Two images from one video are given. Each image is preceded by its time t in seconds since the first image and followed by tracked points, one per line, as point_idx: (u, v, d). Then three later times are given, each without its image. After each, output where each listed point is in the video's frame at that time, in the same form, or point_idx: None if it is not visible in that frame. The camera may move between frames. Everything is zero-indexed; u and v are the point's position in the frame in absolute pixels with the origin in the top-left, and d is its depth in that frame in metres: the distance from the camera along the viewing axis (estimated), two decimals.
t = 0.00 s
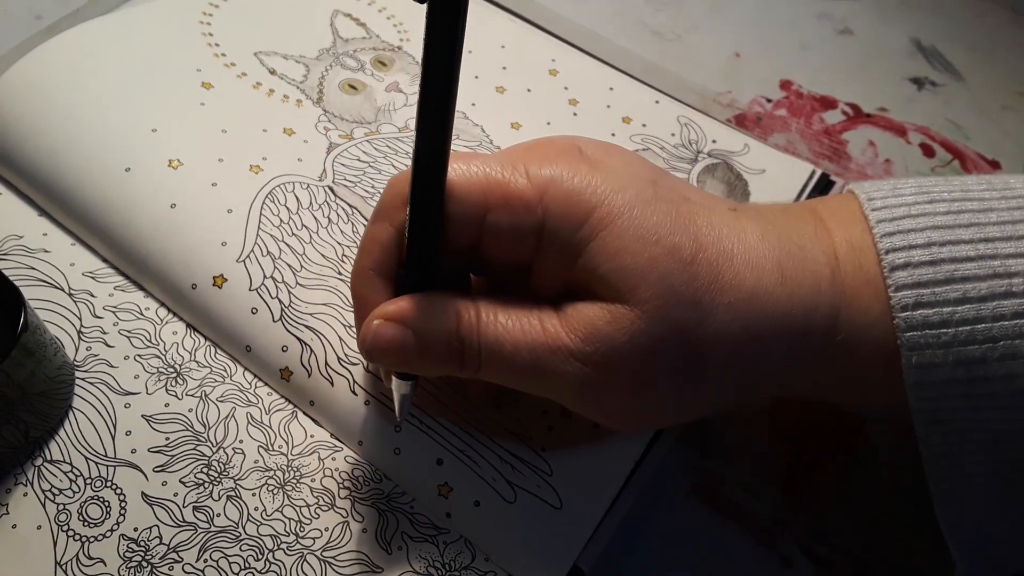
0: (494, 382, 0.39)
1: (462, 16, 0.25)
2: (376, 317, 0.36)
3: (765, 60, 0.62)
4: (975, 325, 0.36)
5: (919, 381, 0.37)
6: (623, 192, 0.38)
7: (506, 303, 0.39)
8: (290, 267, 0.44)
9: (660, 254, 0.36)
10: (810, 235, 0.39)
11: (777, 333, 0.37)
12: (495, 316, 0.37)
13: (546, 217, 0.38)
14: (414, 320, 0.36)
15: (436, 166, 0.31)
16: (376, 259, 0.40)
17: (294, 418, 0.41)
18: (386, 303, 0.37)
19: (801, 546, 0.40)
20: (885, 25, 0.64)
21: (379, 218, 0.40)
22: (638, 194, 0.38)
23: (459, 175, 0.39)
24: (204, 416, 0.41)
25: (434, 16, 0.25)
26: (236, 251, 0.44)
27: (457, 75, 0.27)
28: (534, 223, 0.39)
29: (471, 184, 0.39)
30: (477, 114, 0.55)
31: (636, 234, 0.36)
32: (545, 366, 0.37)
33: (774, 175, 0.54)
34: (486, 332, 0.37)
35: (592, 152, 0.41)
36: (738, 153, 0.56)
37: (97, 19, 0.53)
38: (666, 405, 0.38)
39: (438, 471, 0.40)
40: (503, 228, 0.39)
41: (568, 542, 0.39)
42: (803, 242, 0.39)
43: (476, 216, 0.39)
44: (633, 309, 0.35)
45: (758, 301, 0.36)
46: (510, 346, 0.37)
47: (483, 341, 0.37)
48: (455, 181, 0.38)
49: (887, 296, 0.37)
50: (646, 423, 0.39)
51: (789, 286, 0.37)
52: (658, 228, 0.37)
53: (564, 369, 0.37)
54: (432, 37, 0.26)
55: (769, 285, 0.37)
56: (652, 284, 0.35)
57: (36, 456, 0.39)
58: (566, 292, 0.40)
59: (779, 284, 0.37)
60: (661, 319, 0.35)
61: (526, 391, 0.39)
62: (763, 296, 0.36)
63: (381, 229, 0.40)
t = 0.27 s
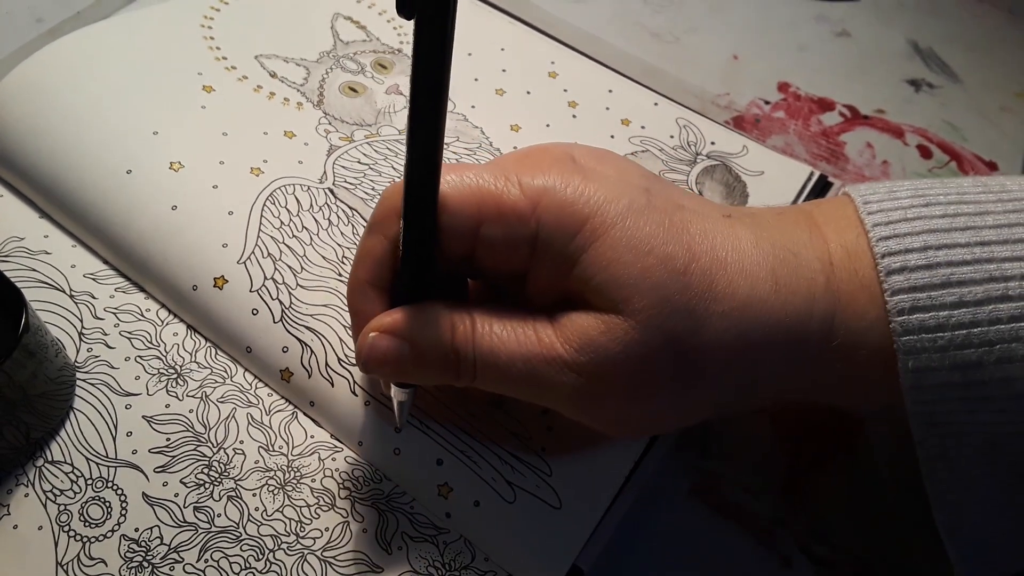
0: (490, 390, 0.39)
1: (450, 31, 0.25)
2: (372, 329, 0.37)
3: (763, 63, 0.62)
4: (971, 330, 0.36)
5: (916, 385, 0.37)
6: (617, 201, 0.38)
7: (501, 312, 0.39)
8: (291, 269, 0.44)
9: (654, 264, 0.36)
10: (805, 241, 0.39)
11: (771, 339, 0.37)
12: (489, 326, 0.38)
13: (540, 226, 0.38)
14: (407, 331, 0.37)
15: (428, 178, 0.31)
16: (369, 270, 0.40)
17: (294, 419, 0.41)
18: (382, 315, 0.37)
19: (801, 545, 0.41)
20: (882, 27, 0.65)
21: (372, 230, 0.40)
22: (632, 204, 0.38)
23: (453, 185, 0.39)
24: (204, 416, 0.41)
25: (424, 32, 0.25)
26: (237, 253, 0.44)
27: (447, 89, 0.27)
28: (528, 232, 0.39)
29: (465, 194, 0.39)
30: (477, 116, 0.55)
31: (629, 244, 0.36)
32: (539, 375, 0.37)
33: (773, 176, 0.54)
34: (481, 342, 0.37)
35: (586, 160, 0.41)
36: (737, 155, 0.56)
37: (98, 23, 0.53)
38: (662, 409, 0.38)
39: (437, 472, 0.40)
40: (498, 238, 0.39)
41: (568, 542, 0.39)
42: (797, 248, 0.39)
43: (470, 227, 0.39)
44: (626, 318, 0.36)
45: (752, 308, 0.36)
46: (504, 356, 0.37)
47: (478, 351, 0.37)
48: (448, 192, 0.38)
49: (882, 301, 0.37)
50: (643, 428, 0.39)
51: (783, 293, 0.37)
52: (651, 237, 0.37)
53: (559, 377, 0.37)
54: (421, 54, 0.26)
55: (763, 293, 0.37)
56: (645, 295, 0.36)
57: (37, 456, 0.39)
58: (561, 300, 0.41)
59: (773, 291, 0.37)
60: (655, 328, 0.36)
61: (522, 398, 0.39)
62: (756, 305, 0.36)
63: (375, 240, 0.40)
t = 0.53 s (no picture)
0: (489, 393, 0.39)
1: (451, 34, 0.25)
2: (372, 332, 0.37)
3: (763, 63, 0.62)
4: (970, 333, 0.36)
5: (915, 388, 0.37)
6: (616, 204, 0.38)
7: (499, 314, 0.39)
8: (291, 269, 0.45)
9: (653, 266, 0.36)
10: (804, 243, 0.39)
11: (770, 343, 0.37)
12: (488, 328, 0.38)
13: (539, 229, 0.39)
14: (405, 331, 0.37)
15: (427, 180, 0.31)
16: (368, 273, 0.40)
17: (294, 419, 0.41)
18: (381, 318, 0.37)
19: (800, 545, 0.41)
20: (882, 28, 0.65)
21: (372, 232, 0.40)
22: (632, 207, 0.38)
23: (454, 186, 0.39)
24: (205, 416, 0.41)
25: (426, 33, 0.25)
26: (237, 254, 0.44)
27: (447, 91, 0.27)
28: (528, 235, 0.39)
29: (464, 196, 0.39)
30: (477, 117, 0.55)
31: (627, 246, 0.37)
32: (538, 378, 0.37)
33: (773, 177, 0.54)
34: (480, 345, 0.37)
35: (586, 162, 0.41)
36: (737, 155, 0.56)
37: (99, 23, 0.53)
38: (662, 411, 0.38)
39: (437, 472, 0.40)
40: (497, 240, 0.39)
41: (568, 542, 0.39)
42: (796, 251, 0.39)
43: (470, 230, 0.39)
44: (625, 321, 0.36)
45: (751, 311, 0.36)
46: (503, 359, 0.37)
47: (477, 353, 0.37)
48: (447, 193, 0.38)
49: (882, 302, 0.37)
50: (643, 430, 0.39)
51: (781, 296, 0.37)
52: (650, 240, 0.37)
53: (558, 380, 0.37)
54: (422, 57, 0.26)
55: (762, 295, 0.37)
56: (642, 298, 0.36)
57: (37, 456, 0.39)
58: (560, 302, 0.41)
59: (772, 294, 0.37)
60: (654, 330, 0.36)
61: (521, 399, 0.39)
62: (755, 307, 0.36)
63: (375, 243, 0.40)
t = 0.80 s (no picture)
0: (488, 391, 0.39)
1: (453, 34, 0.25)
2: (371, 329, 0.37)
3: (763, 63, 0.62)
4: (968, 334, 0.36)
5: (914, 389, 0.37)
6: (617, 202, 0.38)
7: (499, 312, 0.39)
8: (291, 269, 0.44)
9: (654, 265, 0.36)
10: (803, 243, 0.39)
11: (770, 343, 0.37)
12: (488, 326, 0.38)
13: (539, 227, 0.39)
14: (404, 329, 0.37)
15: (428, 178, 0.31)
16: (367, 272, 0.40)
17: (294, 419, 0.41)
18: (381, 316, 0.37)
19: (800, 545, 0.41)
20: (882, 28, 0.65)
21: (371, 231, 0.40)
22: (632, 205, 0.38)
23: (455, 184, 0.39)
24: (205, 417, 0.41)
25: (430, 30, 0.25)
26: (237, 254, 0.44)
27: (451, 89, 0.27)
28: (528, 233, 0.39)
29: (464, 193, 0.39)
30: (477, 117, 0.55)
31: (627, 245, 0.37)
32: (537, 376, 0.37)
33: (773, 177, 0.54)
34: (480, 343, 0.37)
35: (586, 160, 0.41)
36: (737, 155, 0.56)
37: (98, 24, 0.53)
38: (663, 409, 0.38)
39: (437, 472, 0.40)
40: (497, 240, 0.39)
41: (568, 542, 0.39)
42: (796, 251, 0.39)
43: (470, 227, 0.39)
44: (625, 320, 0.36)
45: (751, 310, 0.36)
46: (503, 357, 0.37)
47: (476, 352, 0.37)
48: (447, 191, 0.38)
49: (882, 303, 0.37)
50: (643, 430, 0.39)
51: (781, 295, 0.37)
52: (650, 238, 0.37)
53: (559, 378, 0.37)
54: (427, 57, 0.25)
55: (762, 294, 0.37)
56: (642, 298, 0.36)
57: (37, 457, 0.39)
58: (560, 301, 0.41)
59: (773, 293, 0.37)
60: (653, 329, 0.36)
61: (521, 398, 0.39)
62: (755, 306, 0.36)
63: (374, 241, 0.40)
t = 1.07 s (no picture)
0: (491, 415, 0.40)
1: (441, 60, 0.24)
2: (368, 360, 0.37)
3: (763, 63, 0.62)
4: (974, 344, 0.36)
5: (919, 401, 0.36)
6: (614, 224, 0.38)
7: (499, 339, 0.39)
8: (291, 269, 0.44)
9: (654, 288, 0.36)
10: (804, 255, 0.38)
11: (774, 360, 0.36)
12: (488, 353, 0.38)
13: (537, 250, 0.38)
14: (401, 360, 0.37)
15: (419, 203, 0.30)
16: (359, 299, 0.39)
17: (294, 420, 0.42)
18: (377, 346, 0.38)
19: (800, 545, 0.41)
20: (883, 27, 0.65)
21: (362, 258, 0.39)
22: (630, 227, 0.38)
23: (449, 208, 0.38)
24: (205, 417, 0.41)
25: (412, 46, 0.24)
26: (237, 254, 0.44)
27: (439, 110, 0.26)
28: (526, 256, 0.39)
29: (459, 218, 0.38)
30: (477, 116, 0.55)
31: (625, 269, 0.36)
32: (540, 401, 0.38)
33: (773, 176, 0.54)
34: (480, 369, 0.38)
35: (581, 179, 0.41)
36: (737, 154, 0.56)
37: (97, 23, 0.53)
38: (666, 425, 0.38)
39: (437, 472, 0.40)
40: (494, 263, 0.39)
41: (569, 543, 0.39)
42: (798, 262, 0.38)
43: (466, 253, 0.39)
44: (627, 345, 0.36)
45: (756, 326, 0.36)
46: (505, 383, 0.38)
47: (476, 379, 0.38)
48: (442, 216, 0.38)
49: (883, 310, 0.36)
50: (648, 448, 0.39)
51: (785, 310, 0.36)
52: (650, 260, 0.36)
53: (561, 401, 0.37)
54: (412, 80, 0.25)
55: (764, 309, 0.36)
56: (643, 323, 0.36)
57: (37, 457, 0.39)
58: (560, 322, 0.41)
59: (776, 309, 0.36)
60: (655, 353, 0.36)
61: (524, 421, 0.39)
62: (758, 324, 0.36)
63: (364, 269, 0.39)
